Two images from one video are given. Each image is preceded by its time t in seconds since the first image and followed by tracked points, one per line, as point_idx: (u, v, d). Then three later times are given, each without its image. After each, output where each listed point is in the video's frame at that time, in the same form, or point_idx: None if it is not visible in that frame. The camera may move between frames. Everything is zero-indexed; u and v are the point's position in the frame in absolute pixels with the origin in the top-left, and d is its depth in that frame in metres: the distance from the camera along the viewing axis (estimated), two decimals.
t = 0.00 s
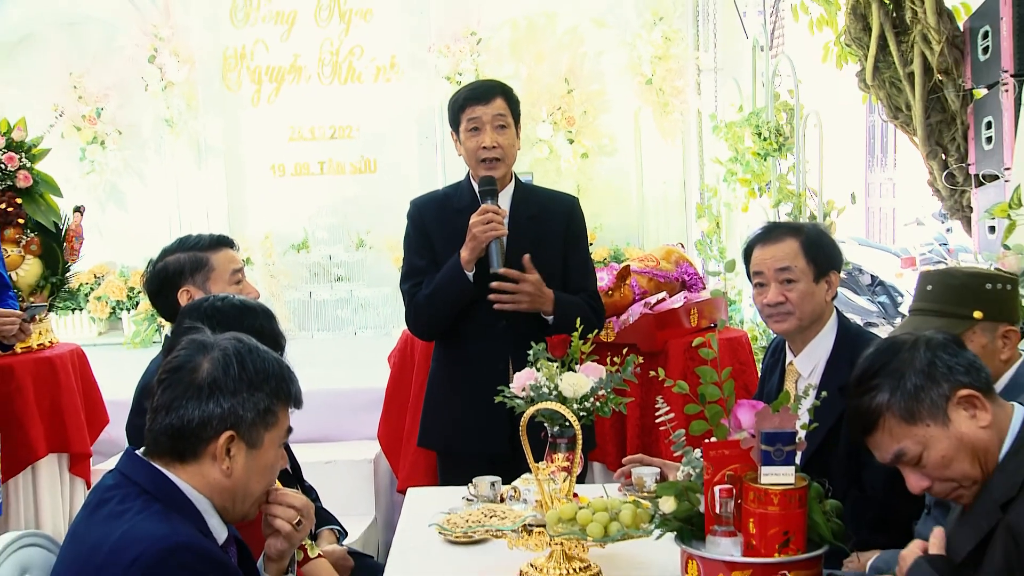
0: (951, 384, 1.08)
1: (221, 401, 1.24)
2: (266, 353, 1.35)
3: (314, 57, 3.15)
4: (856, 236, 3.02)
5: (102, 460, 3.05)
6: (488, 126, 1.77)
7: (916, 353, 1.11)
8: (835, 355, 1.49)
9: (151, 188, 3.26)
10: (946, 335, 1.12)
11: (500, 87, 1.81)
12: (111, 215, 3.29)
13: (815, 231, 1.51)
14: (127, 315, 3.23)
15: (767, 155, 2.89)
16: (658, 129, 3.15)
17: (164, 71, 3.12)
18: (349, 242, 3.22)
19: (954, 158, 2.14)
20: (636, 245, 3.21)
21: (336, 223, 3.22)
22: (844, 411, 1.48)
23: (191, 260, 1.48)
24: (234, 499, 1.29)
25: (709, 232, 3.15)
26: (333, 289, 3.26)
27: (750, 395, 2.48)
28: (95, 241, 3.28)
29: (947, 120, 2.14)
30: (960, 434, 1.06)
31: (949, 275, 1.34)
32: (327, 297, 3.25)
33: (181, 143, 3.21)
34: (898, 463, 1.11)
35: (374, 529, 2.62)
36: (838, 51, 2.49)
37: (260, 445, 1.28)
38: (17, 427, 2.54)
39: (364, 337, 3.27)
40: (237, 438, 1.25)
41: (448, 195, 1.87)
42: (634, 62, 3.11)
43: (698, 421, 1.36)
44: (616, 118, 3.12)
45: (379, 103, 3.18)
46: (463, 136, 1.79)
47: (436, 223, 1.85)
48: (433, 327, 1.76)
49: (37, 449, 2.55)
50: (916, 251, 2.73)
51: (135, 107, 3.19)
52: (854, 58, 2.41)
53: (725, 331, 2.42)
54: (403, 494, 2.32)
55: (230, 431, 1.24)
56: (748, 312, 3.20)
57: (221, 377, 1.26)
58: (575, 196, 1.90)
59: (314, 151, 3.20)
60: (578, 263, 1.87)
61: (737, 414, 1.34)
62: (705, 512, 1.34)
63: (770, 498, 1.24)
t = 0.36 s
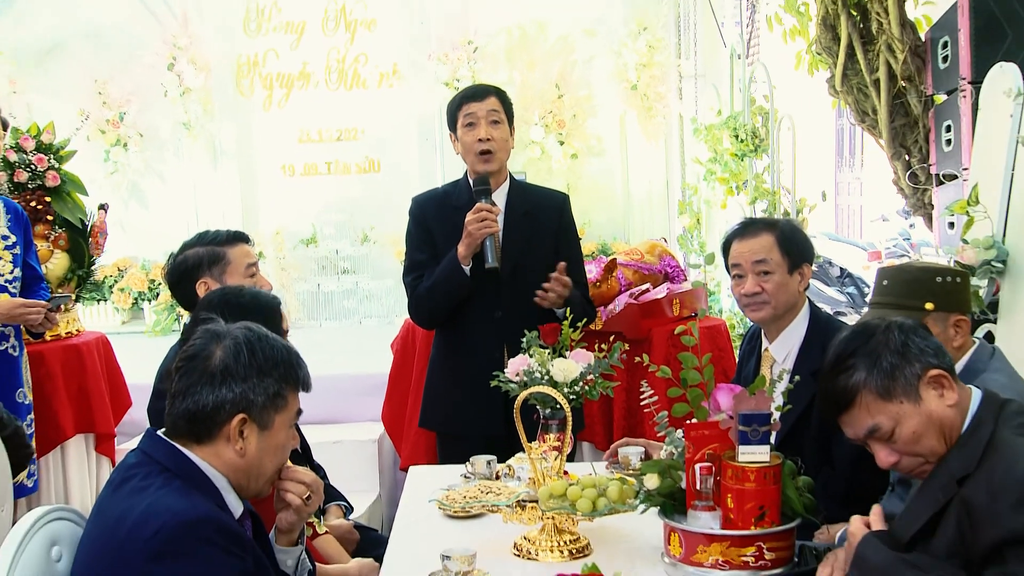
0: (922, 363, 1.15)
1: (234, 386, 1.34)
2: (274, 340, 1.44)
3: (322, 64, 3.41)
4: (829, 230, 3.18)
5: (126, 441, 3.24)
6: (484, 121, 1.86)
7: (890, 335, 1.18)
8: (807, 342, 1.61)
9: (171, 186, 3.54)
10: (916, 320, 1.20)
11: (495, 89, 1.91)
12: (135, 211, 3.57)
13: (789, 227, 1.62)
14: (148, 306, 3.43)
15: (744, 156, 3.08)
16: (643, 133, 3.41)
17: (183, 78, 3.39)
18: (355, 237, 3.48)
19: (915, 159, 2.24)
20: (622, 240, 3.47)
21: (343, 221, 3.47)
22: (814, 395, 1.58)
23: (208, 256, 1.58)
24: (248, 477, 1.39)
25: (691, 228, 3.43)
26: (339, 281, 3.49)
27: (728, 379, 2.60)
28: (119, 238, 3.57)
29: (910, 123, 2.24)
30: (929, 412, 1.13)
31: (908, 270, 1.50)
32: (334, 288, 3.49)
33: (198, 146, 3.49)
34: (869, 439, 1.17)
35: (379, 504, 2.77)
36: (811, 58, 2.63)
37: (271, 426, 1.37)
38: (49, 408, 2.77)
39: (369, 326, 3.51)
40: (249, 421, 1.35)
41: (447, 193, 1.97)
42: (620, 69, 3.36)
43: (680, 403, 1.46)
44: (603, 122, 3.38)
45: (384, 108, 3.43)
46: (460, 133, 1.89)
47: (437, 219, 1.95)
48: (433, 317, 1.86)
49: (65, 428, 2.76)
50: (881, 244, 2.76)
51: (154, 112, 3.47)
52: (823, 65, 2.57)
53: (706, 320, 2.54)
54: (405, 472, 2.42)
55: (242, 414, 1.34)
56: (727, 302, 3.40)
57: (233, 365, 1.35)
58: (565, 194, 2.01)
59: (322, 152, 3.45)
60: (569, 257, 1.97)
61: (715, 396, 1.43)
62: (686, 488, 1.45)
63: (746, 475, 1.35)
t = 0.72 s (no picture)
0: (892, 348, 1.24)
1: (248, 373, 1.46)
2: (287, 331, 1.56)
3: (332, 78, 3.76)
4: (796, 230, 3.05)
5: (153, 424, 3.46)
6: (481, 130, 1.99)
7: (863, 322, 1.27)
8: (778, 333, 1.75)
9: (195, 189, 3.80)
10: (885, 309, 1.29)
11: (491, 100, 2.03)
12: (161, 213, 3.81)
13: (762, 225, 1.76)
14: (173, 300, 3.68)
15: (720, 161, 3.36)
16: (628, 138, 3.78)
17: (205, 90, 3.69)
18: (363, 236, 3.84)
19: (876, 164, 2.41)
20: (608, 238, 3.84)
21: (351, 221, 3.82)
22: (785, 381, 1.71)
23: (230, 253, 1.71)
24: (263, 456, 1.52)
25: (671, 228, 3.79)
26: (348, 276, 3.86)
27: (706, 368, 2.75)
28: (147, 237, 3.81)
29: (871, 131, 2.42)
30: (897, 392, 1.23)
31: (865, 266, 1.67)
32: (343, 283, 3.85)
33: (219, 152, 3.78)
34: (842, 419, 1.25)
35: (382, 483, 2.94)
36: (781, 70, 2.84)
37: (284, 409, 1.49)
38: (83, 391, 3.00)
39: (376, 317, 3.86)
40: (264, 405, 1.46)
41: (447, 195, 2.10)
42: (607, 81, 3.74)
43: (661, 388, 1.60)
44: (591, 129, 3.73)
45: (389, 116, 3.78)
46: (460, 140, 2.02)
47: (437, 218, 2.08)
48: (434, 309, 2.00)
49: (97, 411, 2.99)
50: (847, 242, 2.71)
51: (179, 121, 3.75)
52: (792, 79, 2.76)
53: (685, 312, 2.68)
54: (410, 451, 2.57)
55: (257, 398, 1.46)
56: (706, 296, 3.66)
57: (248, 353, 1.47)
58: (555, 196, 2.14)
59: (332, 158, 3.80)
60: (559, 254, 2.11)
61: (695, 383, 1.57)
62: (668, 467, 1.59)
63: (722, 454, 1.49)
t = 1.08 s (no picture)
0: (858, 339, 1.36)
1: (267, 361, 1.58)
2: (300, 322, 1.68)
3: (341, 89, 3.88)
4: (768, 229, 3.70)
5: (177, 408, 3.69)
6: (477, 143, 2.12)
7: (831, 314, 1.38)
8: (753, 323, 1.90)
9: (215, 192, 3.99)
10: (852, 301, 1.40)
11: (487, 112, 2.15)
12: (184, 214, 4.00)
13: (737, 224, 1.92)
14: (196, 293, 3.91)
15: (699, 165, 3.59)
16: (614, 144, 3.86)
17: (225, 101, 3.88)
18: (370, 234, 3.97)
19: (840, 166, 2.90)
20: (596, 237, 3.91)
21: (359, 220, 3.96)
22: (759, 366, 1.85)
23: (252, 251, 1.87)
24: (279, 437, 1.65)
25: (653, 226, 3.81)
26: (357, 272, 4.02)
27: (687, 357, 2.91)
28: (171, 236, 3.99)
29: (836, 138, 2.90)
30: (859, 379, 1.36)
31: (831, 264, 1.80)
32: (353, 278, 4.01)
33: (237, 158, 3.97)
34: (808, 401, 1.38)
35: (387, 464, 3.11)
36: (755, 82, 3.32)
37: (299, 395, 1.62)
38: (113, 377, 3.23)
39: (383, 310, 4.00)
40: (281, 391, 1.59)
41: (447, 197, 2.23)
42: (594, 92, 3.84)
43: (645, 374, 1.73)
44: (579, 137, 3.83)
45: (395, 123, 3.89)
46: (457, 152, 2.15)
47: (438, 218, 2.23)
48: (435, 301, 2.14)
49: (126, 396, 3.22)
50: (813, 240, 3.43)
51: (202, 129, 3.93)
52: (763, 90, 3.26)
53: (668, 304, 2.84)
54: (414, 435, 2.72)
55: (275, 385, 1.58)
56: (685, 291, 3.89)
57: (266, 344, 1.59)
58: (546, 198, 2.29)
59: (341, 163, 3.92)
60: (551, 250, 2.27)
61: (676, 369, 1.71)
62: (651, 447, 1.72)
63: (700, 435, 1.63)
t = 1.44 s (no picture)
0: (820, 328, 1.50)
1: (281, 350, 1.72)
2: (312, 314, 1.82)
3: (350, 100, 4.18)
4: (741, 228, 3.75)
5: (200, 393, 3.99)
6: (474, 146, 2.27)
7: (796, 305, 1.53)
8: (728, 315, 2.07)
9: (236, 195, 4.32)
10: (818, 294, 1.54)
11: (482, 119, 2.32)
12: (206, 216, 4.31)
13: (715, 223, 2.09)
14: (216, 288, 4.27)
15: (678, 170, 3.77)
16: (601, 151, 4.22)
17: (245, 112, 4.21)
18: (376, 233, 4.32)
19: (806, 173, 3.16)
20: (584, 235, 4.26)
21: (366, 221, 4.30)
22: (734, 355, 2.02)
23: (270, 248, 2.02)
24: (293, 419, 1.81)
25: (636, 226, 4.15)
26: (365, 268, 4.37)
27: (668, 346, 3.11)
28: (195, 236, 4.32)
29: (803, 146, 3.15)
30: (820, 364, 1.49)
31: (800, 259, 1.97)
32: (361, 274, 4.37)
33: (254, 163, 4.29)
34: (774, 383, 1.53)
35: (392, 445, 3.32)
36: (729, 95, 3.52)
37: (312, 380, 1.77)
38: (142, 364, 3.42)
39: (388, 303, 4.37)
40: (295, 377, 1.74)
41: (445, 199, 2.40)
42: (581, 104, 4.17)
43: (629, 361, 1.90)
44: (568, 145, 4.18)
45: (400, 132, 4.20)
46: (455, 154, 2.30)
47: (437, 219, 2.39)
48: (435, 296, 2.30)
49: (155, 382, 3.43)
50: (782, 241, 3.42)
51: (223, 138, 4.27)
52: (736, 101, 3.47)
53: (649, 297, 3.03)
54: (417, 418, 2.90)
55: (289, 371, 1.73)
56: (666, 284, 4.28)
57: (281, 333, 1.73)
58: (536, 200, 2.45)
59: (350, 168, 4.25)
60: (542, 247, 2.43)
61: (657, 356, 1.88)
62: (634, 428, 1.88)
63: (679, 416, 1.79)
